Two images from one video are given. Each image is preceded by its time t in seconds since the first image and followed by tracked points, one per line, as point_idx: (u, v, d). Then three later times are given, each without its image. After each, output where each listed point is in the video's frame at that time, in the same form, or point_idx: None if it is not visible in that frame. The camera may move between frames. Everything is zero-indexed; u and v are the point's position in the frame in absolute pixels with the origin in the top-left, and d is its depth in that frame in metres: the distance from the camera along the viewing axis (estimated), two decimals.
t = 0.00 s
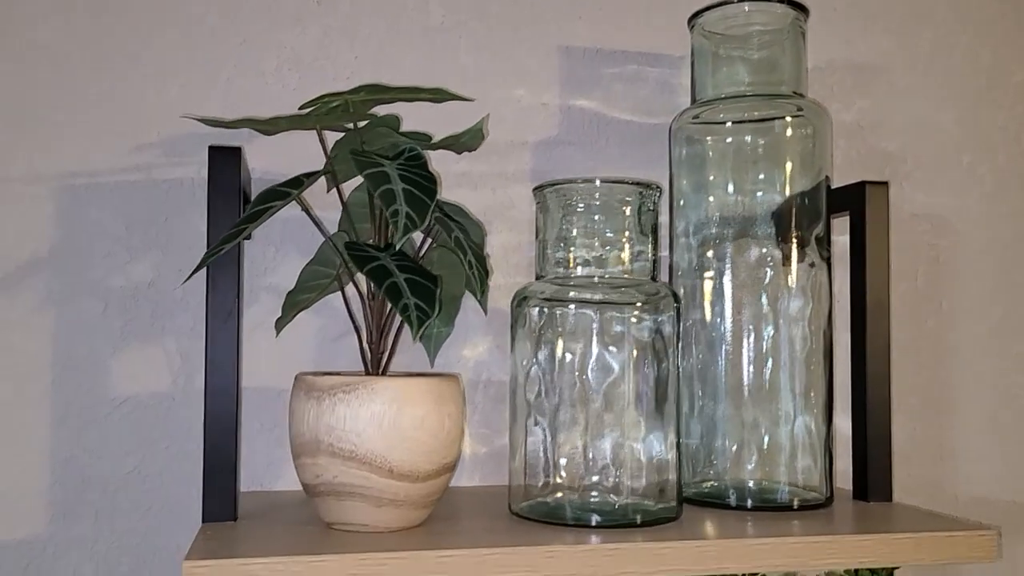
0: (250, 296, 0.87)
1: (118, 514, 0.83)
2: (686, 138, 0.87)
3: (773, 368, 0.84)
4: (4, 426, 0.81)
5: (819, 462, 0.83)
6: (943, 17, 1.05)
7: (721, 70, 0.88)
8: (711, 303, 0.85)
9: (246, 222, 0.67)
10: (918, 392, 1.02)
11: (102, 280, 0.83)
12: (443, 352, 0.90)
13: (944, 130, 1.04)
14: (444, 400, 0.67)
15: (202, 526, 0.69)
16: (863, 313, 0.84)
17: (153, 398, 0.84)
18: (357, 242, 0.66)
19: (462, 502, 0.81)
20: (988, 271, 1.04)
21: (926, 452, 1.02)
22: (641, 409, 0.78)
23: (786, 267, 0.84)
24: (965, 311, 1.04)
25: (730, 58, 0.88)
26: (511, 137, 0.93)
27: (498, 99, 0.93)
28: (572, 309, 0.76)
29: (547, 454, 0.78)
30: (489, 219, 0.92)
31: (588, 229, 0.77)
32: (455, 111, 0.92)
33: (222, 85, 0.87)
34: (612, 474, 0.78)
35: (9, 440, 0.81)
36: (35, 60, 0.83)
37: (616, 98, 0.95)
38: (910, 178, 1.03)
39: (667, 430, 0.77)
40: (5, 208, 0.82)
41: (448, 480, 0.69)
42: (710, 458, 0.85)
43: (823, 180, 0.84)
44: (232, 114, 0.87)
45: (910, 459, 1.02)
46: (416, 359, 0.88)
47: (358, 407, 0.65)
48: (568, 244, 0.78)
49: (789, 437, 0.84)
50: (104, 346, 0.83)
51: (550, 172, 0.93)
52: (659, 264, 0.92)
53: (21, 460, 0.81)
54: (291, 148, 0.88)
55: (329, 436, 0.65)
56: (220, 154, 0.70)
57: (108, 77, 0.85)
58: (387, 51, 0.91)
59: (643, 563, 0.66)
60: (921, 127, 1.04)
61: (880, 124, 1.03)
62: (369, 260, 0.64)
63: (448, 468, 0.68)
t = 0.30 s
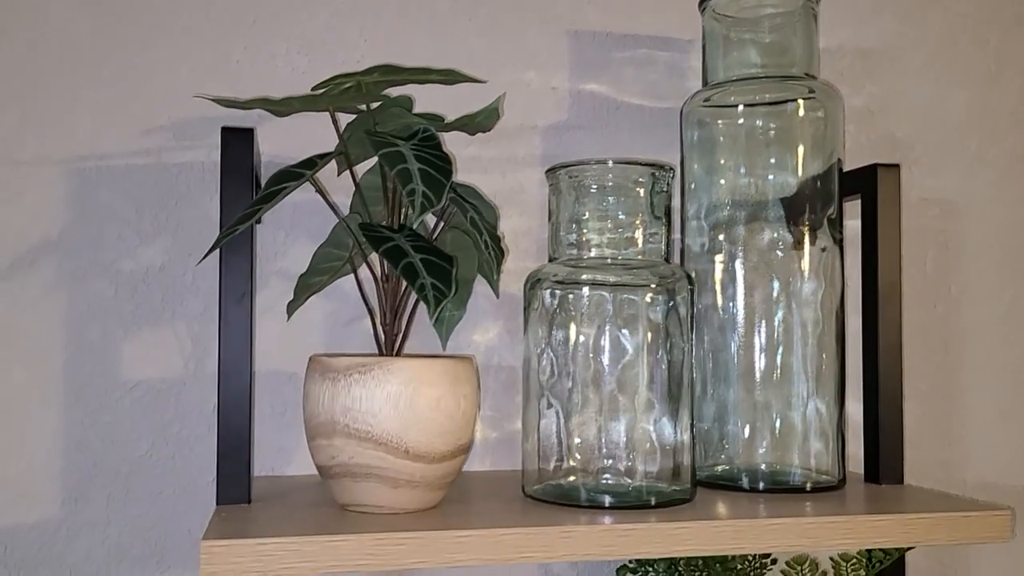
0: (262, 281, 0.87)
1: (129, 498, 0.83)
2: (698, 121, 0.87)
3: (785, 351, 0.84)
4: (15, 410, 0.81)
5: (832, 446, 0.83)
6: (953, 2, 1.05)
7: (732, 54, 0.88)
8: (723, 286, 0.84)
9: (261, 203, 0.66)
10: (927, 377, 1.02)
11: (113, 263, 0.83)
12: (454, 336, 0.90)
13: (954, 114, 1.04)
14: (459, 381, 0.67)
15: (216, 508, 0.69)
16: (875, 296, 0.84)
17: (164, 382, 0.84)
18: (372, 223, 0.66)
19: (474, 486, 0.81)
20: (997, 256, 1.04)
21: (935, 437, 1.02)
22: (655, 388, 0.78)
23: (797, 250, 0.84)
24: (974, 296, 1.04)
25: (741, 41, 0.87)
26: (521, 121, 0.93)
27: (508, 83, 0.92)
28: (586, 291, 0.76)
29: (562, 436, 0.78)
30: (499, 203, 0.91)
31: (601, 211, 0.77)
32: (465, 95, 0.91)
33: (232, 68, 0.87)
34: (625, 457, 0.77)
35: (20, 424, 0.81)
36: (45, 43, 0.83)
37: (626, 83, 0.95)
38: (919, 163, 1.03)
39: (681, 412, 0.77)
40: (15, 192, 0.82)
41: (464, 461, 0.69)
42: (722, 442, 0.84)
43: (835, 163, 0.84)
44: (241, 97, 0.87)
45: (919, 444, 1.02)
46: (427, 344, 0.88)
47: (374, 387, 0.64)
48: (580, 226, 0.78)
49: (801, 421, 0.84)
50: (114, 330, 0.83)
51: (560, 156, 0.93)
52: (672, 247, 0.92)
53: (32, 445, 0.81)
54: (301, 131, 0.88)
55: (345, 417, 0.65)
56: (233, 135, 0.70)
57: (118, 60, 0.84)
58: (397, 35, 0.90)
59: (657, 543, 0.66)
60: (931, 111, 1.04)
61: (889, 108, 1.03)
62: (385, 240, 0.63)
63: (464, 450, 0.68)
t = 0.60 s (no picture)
0: (271, 270, 0.86)
1: (139, 487, 0.82)
2: (709, 109, 0.86)
3: (797, 339, 0.83)
4: (23, 400, 0.81)
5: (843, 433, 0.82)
6: None
7: (744, 41, 0.87)
8: (735, 274, 0.84)
9: (272, 190, 0.66)
10: (937, 366, 1.02)
11: (121, 252, 0.83)
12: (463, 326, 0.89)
13: (963, 102, 1.04)
14: (472, 369, 0.67)
15: (229, 497, 0.69)
16: (888, 283, 0.83)
17: (173, 371, 0.83)
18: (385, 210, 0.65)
19: (486, 475, 0.80)
20: (1006, 243, 1.04)
21: (944, 426, 1.02)
22: (668, 376, 0.77)
23: (809, 238, 0.83)
24: (984, 285, 1.03)
25: (752, 28, 0.87)
26: (530, 109, 0.92)
27: (517, 71, 0.92)
28: (598, 280, 0.76)
29: (574, 425, 0.77)
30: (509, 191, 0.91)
31: (613, 198, 0.77)
32: (474, 82, 0.91)
33: (240, 55, 0.86)
34: (637, 445, 0.77)
35: (28, 415, 0.81)
36: (51, 30, 0.82)
37: (635, 70, 0.94)
38: (929, 150, 1.03)
39: (693, 400, 0.77)
40: (22, 181, 0.81)
41: (477, 449, 0.69)
42: (733, 431, 0.84)
43: (848, 151, 0.84)
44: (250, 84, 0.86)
45: (929, 432, 1.02)
46: (438, 333, 0.87)
47: (388, 375, 0.64)
48: (592, 213, 0.77)
49: (812, 410, 0.83)
50: (123, 319, 0.82)
51: (569, 144, 0.93)
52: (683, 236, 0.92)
53: (41, 435, 0.81)
54: (309, 118, 0.87)
55: (359, 405, 0.64)
56: (244, 121, 0.69)
57: (124, 48, 0.84)
58: (405, 22, 0.90)
59: (672, 530, 0.65)
60: (941, 99, 1.03)
61: (900, 96, 1.02)
62: (398, 227, 0.63)
63: (477, 437, 0.68)
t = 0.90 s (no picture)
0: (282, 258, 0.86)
1: (150, 477, 0.82)
2: (722, 96, 0.86)
3: (811, 328, 0.83)
4: (35, 389, 0.80)
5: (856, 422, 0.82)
6: None
7: (756, 27, 0.87)
8: (748, 262, 0.84)
9: (287, 177, 0.65)
10: (949, 354, 1.02)
11: (132, 241, 0.82)
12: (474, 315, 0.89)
13: (975, 89, 1.03)
14: (487, 356, 0.67)
15: (243, 486, 0.69)
16: (902, 270, 0.83)
17: (185, 360, 0.83)
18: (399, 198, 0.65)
19: (499, 464, 0.80)
20: (1018, 231, 1.04)
21: (956, 415, 1.02)
22: (682, 364, 0.77)
23: (822, 226, 0.83)
24: (995, 273, 1.03)
25: (765, 15, 0.86)
26: (541, 96, 0.91)
27: (528, 58, 0.91)
28: (612, 267, 0.76)
29: (588, 414, 0.77)
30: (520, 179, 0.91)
31: (627, 185, 0.76)
32: (485, 70, 0.90)
33: (250, 43, 0.85)
34: (651, 434, 0.77)
35: (39, 404, 0.80)
36: (59, 17, 0.82)
37: (647, 57, 0.94)
38: (940, 138, 1.02)
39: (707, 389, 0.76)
40: (32, 169, 0.81)
41: (491, 438, 0.69)
42: (745, 419, 0.84)
43: (862, 137, 0.83)
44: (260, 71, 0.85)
45: (940, 421, 1.01)
46: (449, 323, 0.87)
47: (403, 362, 0.64)
48: (606, 201, 0.77)
49: (826, 399, 0.83)
50: (134, 308, 0.82)
51: (580, 132, 0.92)
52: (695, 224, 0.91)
53: (52, 424, 0.81)
54: (320, 106, 0.87)
55: (374, 393, 0.64)
56: (256, 107, 0.69)
57: (134, 35, 0.83)
58: (415, 8, 0.89)
59: (688, 518, 0.65)
60: (952, 86, 1.03)
61: (912, 83, 1.02)
62: (413, 214, 0.62)
63: (492, 426, 0.68)
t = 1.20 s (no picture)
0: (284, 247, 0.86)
1: (151, 467, 0.82)
2: (725, 84, 0.86)
3: (814, 316, 0.83)
4: (35, 379, 0.80)
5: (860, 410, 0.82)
6: None
7: (759, 14, 0.87)
8: (751, 249, 0.83)
9: (288, 163, 0.64)
10: (951, 343, 1.01)
11: (131, 230, 0.82)
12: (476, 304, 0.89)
13: (977, 77, 1.03)
14: (491, 344, 0.66)
15: (245, 475, 0.68)
16: (906, 258, 0.83)
17: (186, 350, 0.82)
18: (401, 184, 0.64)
19: (502, 453, 0.80)
20: (1020, 220, 1.03)
21: (958, 403, 1.02)
22: (686, 352, 0.77)
23: (826, 214, 0.83)
24: (997, 261, 1.03)
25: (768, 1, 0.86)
26: (543, 84, 0.91)
27: (529, 46, 0.91)
28: (615, 255, 0.76)
29: (591, 402, 0.77)
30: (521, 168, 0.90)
31: (630, 172, 0.76)
32: (487, 58, 0.90)
33: (250, 31, 0.85)
34: (654, 422, 0.76)
35: (39, 395, 0.80)
36: (57, 5, 0.81)
37: (648, 45, 0.93)
38: (942, 126, 1.02)
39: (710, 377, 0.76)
40: (30, 159, 0.80)
41: (495, 426, 0.68)
42: (748, 407, 0.84)
43: (866, 125, 0.83)
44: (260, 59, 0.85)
45: (942, 410, 1.01)
46: (452, 312, 0.86)
47: (406, 349, 0.63)
48: (609, 188, 0.77)
49: (829, 388, 0.83)
50: (134, 298, 0.82)
51: (582, 120, 0.92)
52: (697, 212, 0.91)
53: (53, 415, 0.80)
54: (321, 94, 0.86)
55: (377, 380, 0.64)
56: (258, 94, 0.68)
57: (133, 23, 0.82)
58: None
59: (692, 505, 0.65)
60: (954, 74, 1.02)
61: (914, 71, 1.01)
62: (416, 200, 0.62)
63: (495, 414, 0.67)
